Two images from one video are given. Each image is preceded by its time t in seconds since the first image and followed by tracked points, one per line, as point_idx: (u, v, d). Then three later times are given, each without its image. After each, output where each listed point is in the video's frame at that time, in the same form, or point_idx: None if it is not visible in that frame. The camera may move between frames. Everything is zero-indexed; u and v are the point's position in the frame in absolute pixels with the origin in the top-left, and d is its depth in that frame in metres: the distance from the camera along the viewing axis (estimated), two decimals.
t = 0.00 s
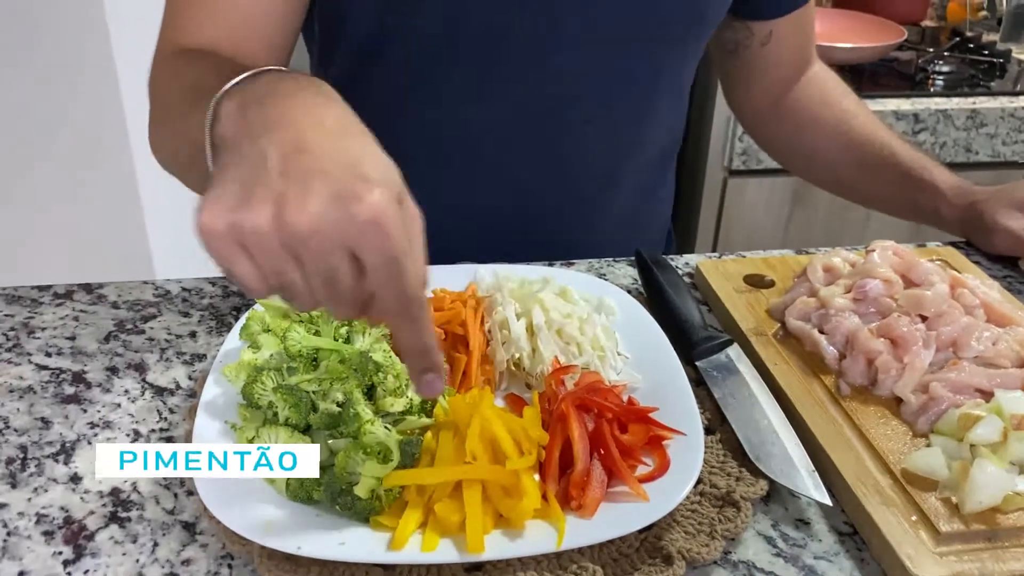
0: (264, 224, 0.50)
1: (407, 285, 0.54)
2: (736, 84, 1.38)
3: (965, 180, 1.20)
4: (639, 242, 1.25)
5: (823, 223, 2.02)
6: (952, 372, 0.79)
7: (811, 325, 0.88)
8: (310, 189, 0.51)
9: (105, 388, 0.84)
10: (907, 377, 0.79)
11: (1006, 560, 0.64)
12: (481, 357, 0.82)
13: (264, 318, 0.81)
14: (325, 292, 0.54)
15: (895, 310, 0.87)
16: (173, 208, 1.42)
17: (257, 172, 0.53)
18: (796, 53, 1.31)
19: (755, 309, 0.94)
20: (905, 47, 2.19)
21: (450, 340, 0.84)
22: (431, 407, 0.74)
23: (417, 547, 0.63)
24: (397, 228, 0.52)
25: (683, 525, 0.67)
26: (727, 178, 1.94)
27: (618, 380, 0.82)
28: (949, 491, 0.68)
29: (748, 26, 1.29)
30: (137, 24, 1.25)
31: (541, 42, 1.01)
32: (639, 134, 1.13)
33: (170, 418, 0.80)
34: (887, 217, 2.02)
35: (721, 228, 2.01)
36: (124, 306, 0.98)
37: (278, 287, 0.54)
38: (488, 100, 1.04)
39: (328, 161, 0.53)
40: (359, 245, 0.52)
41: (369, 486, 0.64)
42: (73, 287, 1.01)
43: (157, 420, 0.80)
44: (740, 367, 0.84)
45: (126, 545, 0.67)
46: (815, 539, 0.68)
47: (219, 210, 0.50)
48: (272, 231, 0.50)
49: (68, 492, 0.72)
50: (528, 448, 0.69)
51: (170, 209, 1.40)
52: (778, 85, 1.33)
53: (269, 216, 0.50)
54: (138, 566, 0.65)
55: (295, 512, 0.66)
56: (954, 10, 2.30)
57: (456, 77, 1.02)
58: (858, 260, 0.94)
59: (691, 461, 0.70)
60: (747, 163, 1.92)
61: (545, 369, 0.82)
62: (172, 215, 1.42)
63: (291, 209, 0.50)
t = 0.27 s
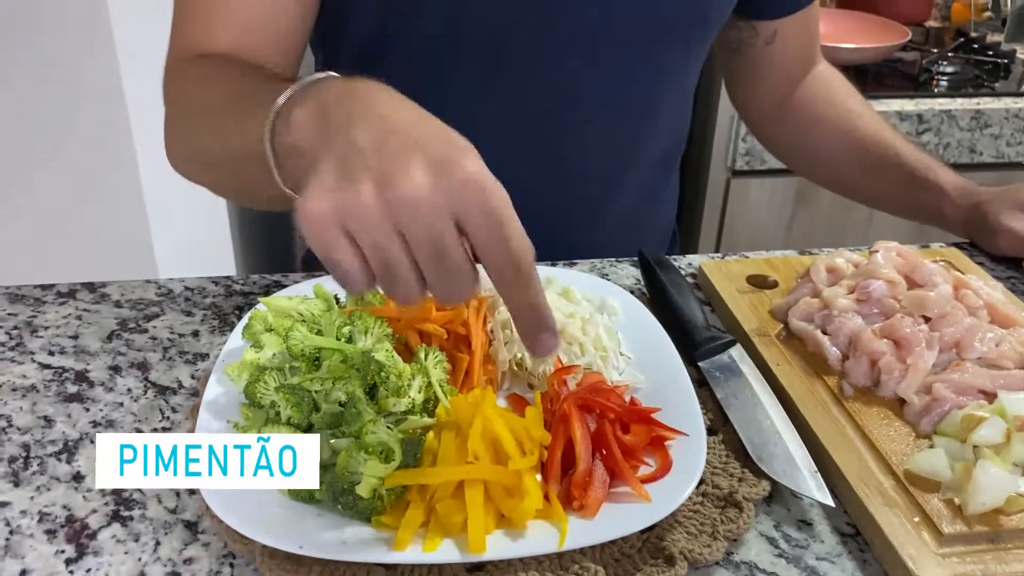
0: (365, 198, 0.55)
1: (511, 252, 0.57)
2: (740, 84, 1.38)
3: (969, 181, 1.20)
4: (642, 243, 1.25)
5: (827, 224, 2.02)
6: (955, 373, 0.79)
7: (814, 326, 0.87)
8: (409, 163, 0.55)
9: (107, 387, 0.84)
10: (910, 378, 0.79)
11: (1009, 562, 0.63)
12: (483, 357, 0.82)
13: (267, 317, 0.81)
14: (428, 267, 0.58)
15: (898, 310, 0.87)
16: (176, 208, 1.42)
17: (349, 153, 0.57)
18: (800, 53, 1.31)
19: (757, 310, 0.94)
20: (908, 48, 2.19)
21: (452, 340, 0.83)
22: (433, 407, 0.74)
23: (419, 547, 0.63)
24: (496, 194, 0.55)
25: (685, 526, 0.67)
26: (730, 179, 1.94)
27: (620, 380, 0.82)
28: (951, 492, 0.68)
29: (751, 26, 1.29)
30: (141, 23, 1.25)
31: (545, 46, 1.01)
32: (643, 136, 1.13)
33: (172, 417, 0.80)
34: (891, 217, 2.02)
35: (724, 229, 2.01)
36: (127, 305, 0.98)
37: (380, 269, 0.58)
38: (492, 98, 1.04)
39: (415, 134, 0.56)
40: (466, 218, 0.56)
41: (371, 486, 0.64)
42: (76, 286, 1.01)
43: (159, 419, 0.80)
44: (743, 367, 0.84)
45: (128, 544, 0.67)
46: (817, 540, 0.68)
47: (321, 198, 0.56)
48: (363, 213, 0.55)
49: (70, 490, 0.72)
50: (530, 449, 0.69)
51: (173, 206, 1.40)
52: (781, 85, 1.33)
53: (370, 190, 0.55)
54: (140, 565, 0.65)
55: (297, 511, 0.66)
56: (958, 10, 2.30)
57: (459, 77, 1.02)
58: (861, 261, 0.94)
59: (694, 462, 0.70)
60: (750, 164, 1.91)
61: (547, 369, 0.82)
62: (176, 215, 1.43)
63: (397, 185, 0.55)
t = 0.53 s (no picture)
0: (445, 68, 0.50)
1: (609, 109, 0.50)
2: (743, 83, 1.37)
3: (973, 180, 1.20)
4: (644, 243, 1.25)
5: (830, 223, 2.02)
6: (958, 373, 0.79)
7: (817, 325, 0.87)
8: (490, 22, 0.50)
9: (110, 384, 0.84)
10: (913, 377, 0.78)
11: (1013, 562, 0.63)
12: (485, 355, 0.81)
13: (269, 315, 0.81)
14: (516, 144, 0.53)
15: (901, 309, 0.86)
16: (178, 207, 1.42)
17: (418, 30, 0.53)
18: (803, 53, 1.31)
19: (760, 309, 0.94)
20: (913, 47, 2.19)
21: (454, 338, 0.83)
22: (435, 405, 0.74)
23: (421, 545, 0.63)
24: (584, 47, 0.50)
25: (687, 525, 0.66)
26: (733, 178, 1.93)
27: (622, 378, 0.82)
28: (955, 492, 0.68)
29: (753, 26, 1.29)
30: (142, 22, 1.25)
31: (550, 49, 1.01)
32: (645, 135, 1.13)
33: (175, 415, 0.80)
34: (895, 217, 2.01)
35: (727, 228, 2.00)
36: (130, 303, 0.98)
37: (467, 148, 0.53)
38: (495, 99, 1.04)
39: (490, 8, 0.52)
40: (554, 69, 0.49)
41: (373, 484, 0.64)
42: (79, 283, 1.02)
43: (162, 416, 0.80)
44: (745, 366, 0.84)
45: (130, 541, 0.67)
46: (820, 540, 0.68)
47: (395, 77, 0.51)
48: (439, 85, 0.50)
49: (72, 487, 0.72)
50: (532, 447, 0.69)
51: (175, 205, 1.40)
52: (784, 84, 1.33)
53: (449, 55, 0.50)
54: (142, 562, 0.65)
55: (298, 509, 0.66)
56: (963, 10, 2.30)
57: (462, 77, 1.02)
58: (865, 260, 0.94)
59: (696, 460, 0.69)
60: (753, 163, 1.91)
61: (549, 367, 0.82)
62: (178, 214, 1.43)
63: (473, 44, 0.50)
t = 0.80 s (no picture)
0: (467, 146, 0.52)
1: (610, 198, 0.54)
2: (745, 83, 1.37)
3: (976, 179, 1.20)
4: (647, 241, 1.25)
5: (834, 222, 2.01)
6: (962, 371, 0.79)
7: (821, 323, 0.87)
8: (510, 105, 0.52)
9: (114, 380, 0.84)
10: (917, 376, 0.78)
11: (1016, 560, 0.63)
12: (488, 352, 0.81)
13: (273, 311, 0.81)
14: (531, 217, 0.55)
15: (904, 308, 0.86)
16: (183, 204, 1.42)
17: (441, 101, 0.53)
18: (806, 52, 1.30)
19: (763, 307, 0.94)
20: (917, 46, 2.18)
21: (458, 335, 0.83)
22: (438, 402, 0.74)
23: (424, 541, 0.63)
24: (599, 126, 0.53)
25: (690, 522, 0.66)
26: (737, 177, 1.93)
27: (625, 376, 0.82)
28: (958, 490, 0.68)
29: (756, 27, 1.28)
30: (146, 17, 1.25)
31: (553, 50, 1.01)
32: (648, 133, 1.13)
33: (178, 411, 0.80)
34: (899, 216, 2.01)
35: (731, 227, 2.00)
36: (134, 299, 0.98)
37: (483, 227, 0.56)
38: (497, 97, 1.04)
39: (510, 85, 0.53)
40: (570, 158, 0.52)
41: (376, 480, 0.64)
42: (83, 279, 1.02)
43: (165, 413, 0.80)
44: (748, 365, 0.84)
45: (134, 536, 0.67)
46: (822, 538, 0.68)
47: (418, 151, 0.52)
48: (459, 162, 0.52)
49: (76, 483, 0.72)
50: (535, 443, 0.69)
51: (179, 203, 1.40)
52: (787, 84, 1.33)
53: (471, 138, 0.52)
54: (145, 558, 0.65)
55: (301, 505, 0.66)
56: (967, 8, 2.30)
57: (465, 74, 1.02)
58: (868, 258, 0.94)
59: (698, 458, 0.69)
60: (757, 162, 1.91)
61: (552, 364, 0.82)
62: (182, 212, 1.43)
63: (498, 129, 0.52)
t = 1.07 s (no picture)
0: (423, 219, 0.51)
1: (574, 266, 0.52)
2: (748, 80, 1.37)
3: (979, 176, 1.19)
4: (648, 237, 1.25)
5: (837, 219, 2.01)
6: (964, 367, 0.79)
7: (822, 319, 0.87)
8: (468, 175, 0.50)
9: (116, 374, 0.85)
10: (919, 372, 0.78)
11: (1017, 557, 0.63)
12: (490, 347, 0.81)
13: (274, 306, 0.81)
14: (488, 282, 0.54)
15: (907, 305, 0.86)
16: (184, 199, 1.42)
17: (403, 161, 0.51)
18: (810, 49, 1.30)
19: (765, 303, 0.94)
20: (921, 43, 2.18)
21: (459, 330, 0.83)
22: (439, 397, 0.74)
23: (424, 535, 0.63)
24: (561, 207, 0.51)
25: (691, 517, 0.66)
26: (740, 174, 1.93)
27: (627, 372, 0.82)
28: (959, 487, 0.68)
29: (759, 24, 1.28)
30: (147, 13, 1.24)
31: (554, 49, 1.01)
32: (649, 130, 1.13)
33: (180, 405, 0.80)
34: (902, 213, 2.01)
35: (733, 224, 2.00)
36: (136, 294, 0.98)
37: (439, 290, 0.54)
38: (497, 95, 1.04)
39: (477, 147, 0.51)
40: (528, 229, 0.51)
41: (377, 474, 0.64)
42: (85, 274, 1.02)
43: (167, 407, 0.80)
44: (750, 360, 0.83)
45: (135, 530, 0.67)
46: (824, 533, 0.68)
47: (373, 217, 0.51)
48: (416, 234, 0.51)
49: (78, 476, 0.72)
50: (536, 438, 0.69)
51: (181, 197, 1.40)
52: (791, 81, 1.33)
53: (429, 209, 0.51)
54: (147, 552, 0.65)
55: (302, 499, 0.67)
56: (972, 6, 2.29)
57: (467, 71, 1.02)
58: (870, 255, 0.93)
59: (699, 454, 0.69)
60: (760, 159, 1.91)
61: (554, 360, 0.82)
62: (184, 207, 1.43)
63: (457, 204, 0.50)
